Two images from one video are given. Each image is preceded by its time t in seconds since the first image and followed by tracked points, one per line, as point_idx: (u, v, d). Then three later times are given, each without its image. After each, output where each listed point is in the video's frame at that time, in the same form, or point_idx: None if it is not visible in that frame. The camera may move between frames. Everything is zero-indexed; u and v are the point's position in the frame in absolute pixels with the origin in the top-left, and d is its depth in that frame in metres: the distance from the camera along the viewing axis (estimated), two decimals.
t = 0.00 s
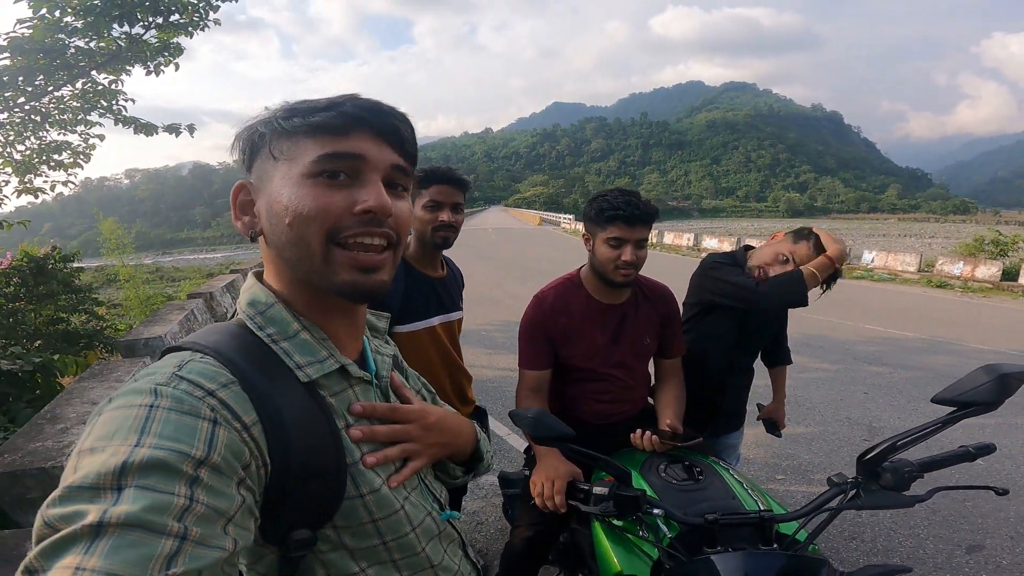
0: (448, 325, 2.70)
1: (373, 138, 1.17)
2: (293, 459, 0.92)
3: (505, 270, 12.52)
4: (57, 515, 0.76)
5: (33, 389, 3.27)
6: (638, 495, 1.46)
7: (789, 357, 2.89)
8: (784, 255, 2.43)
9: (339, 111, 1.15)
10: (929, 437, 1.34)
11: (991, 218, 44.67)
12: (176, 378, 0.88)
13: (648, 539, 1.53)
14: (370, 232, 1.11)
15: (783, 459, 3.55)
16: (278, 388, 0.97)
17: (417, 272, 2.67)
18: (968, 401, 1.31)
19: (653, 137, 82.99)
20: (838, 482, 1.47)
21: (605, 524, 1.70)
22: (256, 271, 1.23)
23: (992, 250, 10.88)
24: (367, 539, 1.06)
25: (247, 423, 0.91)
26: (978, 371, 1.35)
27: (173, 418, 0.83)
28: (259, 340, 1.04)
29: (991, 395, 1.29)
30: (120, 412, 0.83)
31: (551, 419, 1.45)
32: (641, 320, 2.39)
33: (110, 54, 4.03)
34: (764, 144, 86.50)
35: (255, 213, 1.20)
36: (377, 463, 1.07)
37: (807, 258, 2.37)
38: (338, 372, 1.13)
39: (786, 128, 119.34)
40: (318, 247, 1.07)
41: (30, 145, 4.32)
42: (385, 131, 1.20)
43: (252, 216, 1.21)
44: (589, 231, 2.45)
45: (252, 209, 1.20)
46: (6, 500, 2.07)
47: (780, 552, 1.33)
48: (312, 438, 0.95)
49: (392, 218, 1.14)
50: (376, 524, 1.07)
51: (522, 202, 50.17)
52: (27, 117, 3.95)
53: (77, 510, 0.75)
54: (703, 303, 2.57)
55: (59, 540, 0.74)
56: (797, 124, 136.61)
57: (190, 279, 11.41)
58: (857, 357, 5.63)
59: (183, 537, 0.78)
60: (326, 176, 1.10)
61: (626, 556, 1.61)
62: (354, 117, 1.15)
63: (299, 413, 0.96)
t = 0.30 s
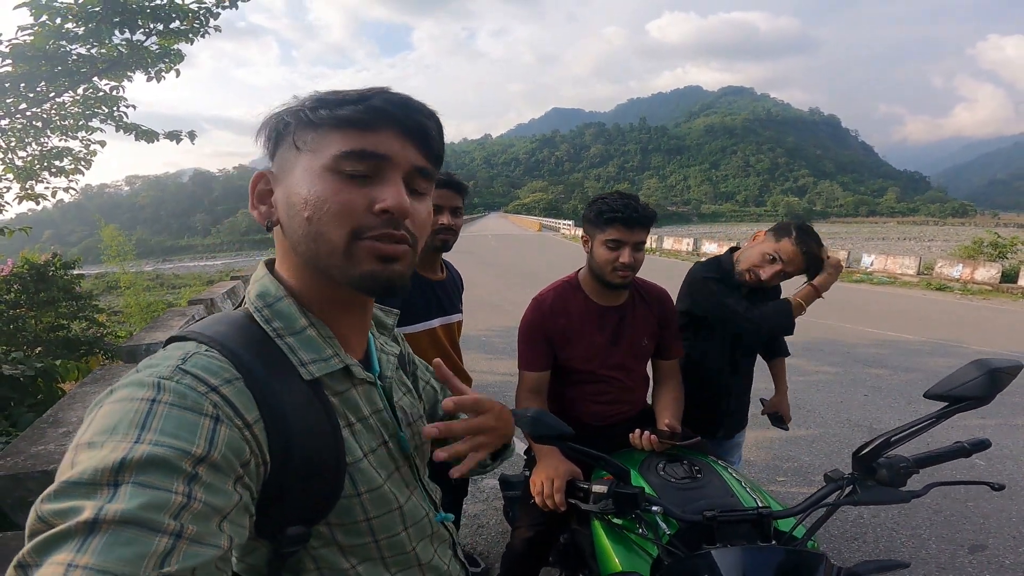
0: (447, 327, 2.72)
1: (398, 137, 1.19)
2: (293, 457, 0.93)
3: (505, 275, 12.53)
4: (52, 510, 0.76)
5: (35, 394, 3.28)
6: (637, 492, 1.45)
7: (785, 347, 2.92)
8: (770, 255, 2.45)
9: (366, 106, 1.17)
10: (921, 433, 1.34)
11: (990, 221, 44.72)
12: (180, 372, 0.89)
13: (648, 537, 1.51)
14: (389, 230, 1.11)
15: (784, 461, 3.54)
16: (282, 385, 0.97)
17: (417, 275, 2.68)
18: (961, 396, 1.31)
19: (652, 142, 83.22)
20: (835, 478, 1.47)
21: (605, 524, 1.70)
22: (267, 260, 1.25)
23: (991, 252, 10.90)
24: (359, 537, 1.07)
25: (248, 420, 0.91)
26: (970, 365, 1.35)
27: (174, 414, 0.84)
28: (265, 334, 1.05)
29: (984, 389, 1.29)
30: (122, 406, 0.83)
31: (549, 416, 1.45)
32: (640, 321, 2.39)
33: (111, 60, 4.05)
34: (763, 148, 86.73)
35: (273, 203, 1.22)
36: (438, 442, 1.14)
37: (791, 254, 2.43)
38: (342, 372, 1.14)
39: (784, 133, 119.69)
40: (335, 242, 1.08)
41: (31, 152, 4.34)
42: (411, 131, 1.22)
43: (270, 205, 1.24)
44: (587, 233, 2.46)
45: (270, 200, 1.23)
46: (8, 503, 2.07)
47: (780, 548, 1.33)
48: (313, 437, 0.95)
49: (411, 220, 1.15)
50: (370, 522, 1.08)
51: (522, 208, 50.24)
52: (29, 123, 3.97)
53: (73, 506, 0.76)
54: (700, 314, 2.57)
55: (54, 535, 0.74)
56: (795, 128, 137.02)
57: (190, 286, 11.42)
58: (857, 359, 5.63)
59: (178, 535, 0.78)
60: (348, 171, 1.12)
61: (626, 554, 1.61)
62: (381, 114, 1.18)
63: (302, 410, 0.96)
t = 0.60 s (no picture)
0: (453, 333, 2.71)
1: (371, 128, 1.20)
2: (294, 463, 0.93)
3: (506, 281, 12.53)
4: (63, 517, 0.76)
5: (36, 397, 3.27)
6: (648, 496, 1.44)
7: (790, 350, 2.92)
8: (766, 258, 2.49)
9: (337, 103, 1.19)
10: (932, 437, 1.33)
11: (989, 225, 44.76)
12: (183, 379, 0.89)
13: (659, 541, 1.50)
14: (374, 219, 1.12)
15: (789, 465, 3.53)
16: (284, 392, 0.97)
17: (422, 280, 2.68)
18: (972, 399, 1.31)
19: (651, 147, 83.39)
20: (847, 481, 1.47)
21: (615, 528, 1.70)
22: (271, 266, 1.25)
23: (991, 256, 10.91)
24: (358, 545, 1.06)
25: (251, 426, 0.91)
26: (980, 370, 1.34)
27: (179, 420, 0.84)
28: (268, 341, 1.05)
29: (995, 393, 1.28)
30: (127, 412, 0.83)
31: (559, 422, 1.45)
32: (645, 327, 2.39)
33: (114, 64, 4.05)
34: (762, 153, 86.88)
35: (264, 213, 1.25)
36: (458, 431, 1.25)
37: (786, 255, 2.46)
38: (346, 379, 1.13)
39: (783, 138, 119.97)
40: (320, 237, 1.09)
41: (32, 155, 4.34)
42: (386, 122, 1.23)
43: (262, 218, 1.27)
44: (594, 239, 2.47)
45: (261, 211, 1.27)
46: (12, 508, 2.06)
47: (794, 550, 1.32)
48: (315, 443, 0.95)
49: (396, 207, 1.16)
50: (368, 531, 1.06)
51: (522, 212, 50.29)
52: (32, 127, 3.97)
53: (84, 514, 0.76)
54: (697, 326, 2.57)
55: (64, 543, 0.74)
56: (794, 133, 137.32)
57: (190, 290, 11.41)
58: (860, 363, 5.62)
59: (189, 540, 0.78)
60: (327, 168, 1.14)
61: (637, 558, 1.61)
62: (352, 109, 1.19)
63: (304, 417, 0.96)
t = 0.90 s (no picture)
0: (455, 337, 2.70)
1: (365, 134, 1.20)
2: (298, 467, 0.93)
3: (506, 284, 12.52)
4: (69, 520, 0.76)
5: (37, 400, 3.26)
6: (654, 500, 1.43)
7: (786, 350, 2.94)
8: (759, 257, 2.54)
9: (327, 110, 1.19)
10: (939, 441, 1.33)
11: (990, 228, 44.75)
12: (188, 384, 0.88)
13: (665, 546, 1.49)
14: (370, 228, 1.12)
15: (791, 469, 3.52)
16: (287, 397, 0.97)
17: (424, 284, 2.68)
18: (978, 404, 1.30)
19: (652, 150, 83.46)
20: (853, 486, 1.46)
21: (620, 533, 1.69)
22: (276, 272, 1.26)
23: (992, 260, 10.91)
24: (358, 548, 1.05)
25: (254, 430, 0.91)
26: (986, 375, 1.34)
27: (184, 425, 0.84)
28: (272, 345, 1.05)
29: (1001, 397, 1.28)
30: (132, 417, 0.83)
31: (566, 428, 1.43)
32: (649, 331, 2.38)
33: (117, 66, 4.06)
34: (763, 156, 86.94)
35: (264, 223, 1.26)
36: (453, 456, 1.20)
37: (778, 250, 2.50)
38: (348, 384, 1.13)
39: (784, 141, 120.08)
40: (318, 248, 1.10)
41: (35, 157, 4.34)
42: (379, 125, 1.22)
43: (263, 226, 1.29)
44: (599, 243, 2.47)
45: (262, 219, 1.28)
46: (12, 511, 2.06)
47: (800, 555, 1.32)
48: (317, 447, 0.95)
49: (393, 213, 1.15)
50: (369, 534, 1.06)
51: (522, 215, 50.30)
52: (34, 129, 3.98)
53: (89, 517, 0.76)
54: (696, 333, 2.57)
55: (69, 546, 0.74)
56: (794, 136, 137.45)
57: (191, 292, 11.40)
58: (861, 367, 5.61)
59: (192, 543, 0.78)
60: (322, 177, 1.14)
61: (641, 562, 1.61)
62: (344, 114, 1.19)
63: (306, 421, 0.96)
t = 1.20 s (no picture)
0: (457, 338, 2.70)
1: (379, 148, 1.18)
2: (311, 471, 0.93)
3: (506, 285, 12.52)
4: (84, 527, 0.76)
5: (37, 401, 3.25)
6: (658, 501, 1.43)
7: (786, 350, 2.94)
8: (749, 255, 2.54)
9: (343, 119, 1.18)
10: (944, 443, 1.32)
11: (990, 229, 44.77)
12: (200, 389, 0.88)
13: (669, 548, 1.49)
14: (375, 252, 1.12)
15: (792, 470, 3.52)
16: (299, 401, 0.97)
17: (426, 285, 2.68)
18: (982, 405, 1.30)
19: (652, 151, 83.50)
20: (857, 487, 1.46)
21: (624, 534, 1.69)
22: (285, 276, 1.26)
23: (992, 260, 10.92)
24: (370, 551, 1.05)
25: (266, 435, 0.91)
26: (991, 376, 1.34)
27: (197, 430, 0.84)
28: (282, 349, 1.05)
29: (1005, 398, 1.28)
30: (145, 422, 0.83)
31: (568, 429, 1.43)
32: (651, 332, 2.38)
33: (117, 67, 4.06)
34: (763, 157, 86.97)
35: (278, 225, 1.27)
36: (397, 480, 1.10)
37: (766, 247, 2.50)
38: (357, 387, 1.13)
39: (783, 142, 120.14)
40: (322, 266, 1.11)
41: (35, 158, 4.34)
42: (394, 138, 1.21)
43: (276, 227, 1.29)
44: (603, 244, 2.47)
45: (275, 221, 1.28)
46: (13, 512, 2.06)
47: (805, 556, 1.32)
48: (328, 451, 0.95)
49: (399, 236, 1.15)
50: (381, 537, 1.06)
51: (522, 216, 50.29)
52: (34, 130, 3.98)
53: (104, 524, 0.76)
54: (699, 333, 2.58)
55: (85, 552, 0.74)
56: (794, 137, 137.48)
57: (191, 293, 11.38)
58: (862, 368, 5.61)
59: (207, 549, 0.78)
60: (332, 192, 1.14)
61: (645, 563, 1.60)
62: (359, 126, 1.18)
63: (317, 425, 0.96)
